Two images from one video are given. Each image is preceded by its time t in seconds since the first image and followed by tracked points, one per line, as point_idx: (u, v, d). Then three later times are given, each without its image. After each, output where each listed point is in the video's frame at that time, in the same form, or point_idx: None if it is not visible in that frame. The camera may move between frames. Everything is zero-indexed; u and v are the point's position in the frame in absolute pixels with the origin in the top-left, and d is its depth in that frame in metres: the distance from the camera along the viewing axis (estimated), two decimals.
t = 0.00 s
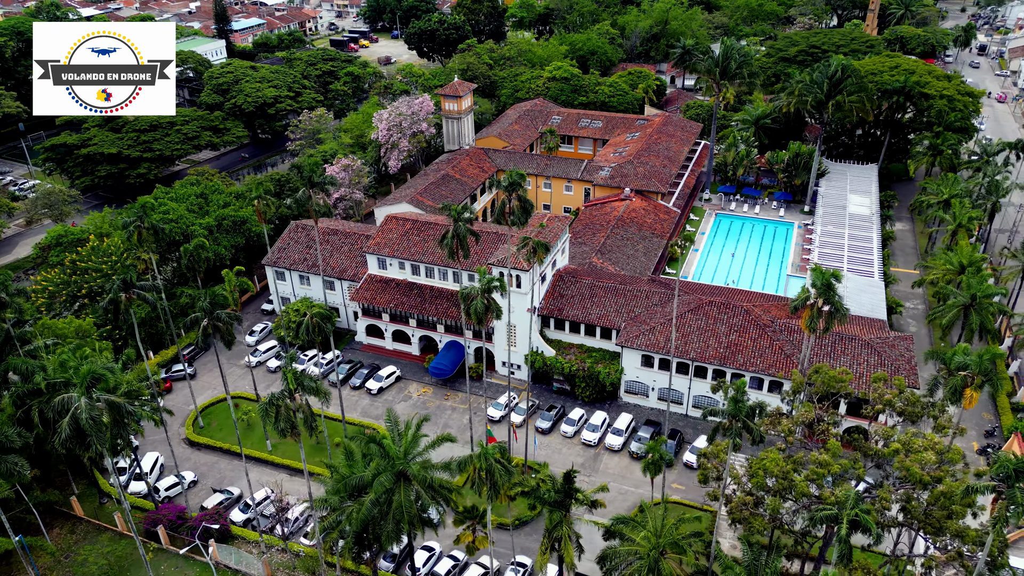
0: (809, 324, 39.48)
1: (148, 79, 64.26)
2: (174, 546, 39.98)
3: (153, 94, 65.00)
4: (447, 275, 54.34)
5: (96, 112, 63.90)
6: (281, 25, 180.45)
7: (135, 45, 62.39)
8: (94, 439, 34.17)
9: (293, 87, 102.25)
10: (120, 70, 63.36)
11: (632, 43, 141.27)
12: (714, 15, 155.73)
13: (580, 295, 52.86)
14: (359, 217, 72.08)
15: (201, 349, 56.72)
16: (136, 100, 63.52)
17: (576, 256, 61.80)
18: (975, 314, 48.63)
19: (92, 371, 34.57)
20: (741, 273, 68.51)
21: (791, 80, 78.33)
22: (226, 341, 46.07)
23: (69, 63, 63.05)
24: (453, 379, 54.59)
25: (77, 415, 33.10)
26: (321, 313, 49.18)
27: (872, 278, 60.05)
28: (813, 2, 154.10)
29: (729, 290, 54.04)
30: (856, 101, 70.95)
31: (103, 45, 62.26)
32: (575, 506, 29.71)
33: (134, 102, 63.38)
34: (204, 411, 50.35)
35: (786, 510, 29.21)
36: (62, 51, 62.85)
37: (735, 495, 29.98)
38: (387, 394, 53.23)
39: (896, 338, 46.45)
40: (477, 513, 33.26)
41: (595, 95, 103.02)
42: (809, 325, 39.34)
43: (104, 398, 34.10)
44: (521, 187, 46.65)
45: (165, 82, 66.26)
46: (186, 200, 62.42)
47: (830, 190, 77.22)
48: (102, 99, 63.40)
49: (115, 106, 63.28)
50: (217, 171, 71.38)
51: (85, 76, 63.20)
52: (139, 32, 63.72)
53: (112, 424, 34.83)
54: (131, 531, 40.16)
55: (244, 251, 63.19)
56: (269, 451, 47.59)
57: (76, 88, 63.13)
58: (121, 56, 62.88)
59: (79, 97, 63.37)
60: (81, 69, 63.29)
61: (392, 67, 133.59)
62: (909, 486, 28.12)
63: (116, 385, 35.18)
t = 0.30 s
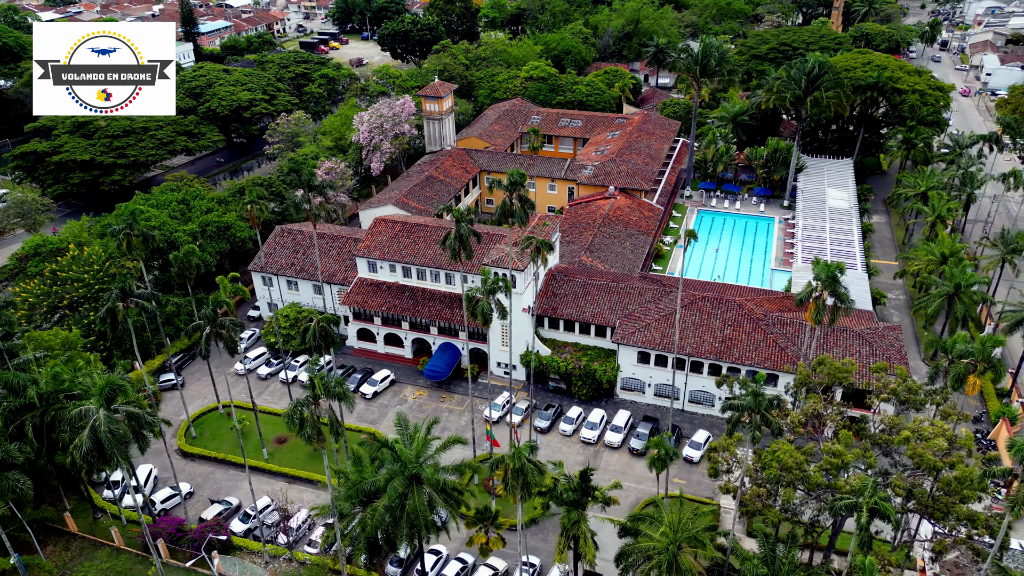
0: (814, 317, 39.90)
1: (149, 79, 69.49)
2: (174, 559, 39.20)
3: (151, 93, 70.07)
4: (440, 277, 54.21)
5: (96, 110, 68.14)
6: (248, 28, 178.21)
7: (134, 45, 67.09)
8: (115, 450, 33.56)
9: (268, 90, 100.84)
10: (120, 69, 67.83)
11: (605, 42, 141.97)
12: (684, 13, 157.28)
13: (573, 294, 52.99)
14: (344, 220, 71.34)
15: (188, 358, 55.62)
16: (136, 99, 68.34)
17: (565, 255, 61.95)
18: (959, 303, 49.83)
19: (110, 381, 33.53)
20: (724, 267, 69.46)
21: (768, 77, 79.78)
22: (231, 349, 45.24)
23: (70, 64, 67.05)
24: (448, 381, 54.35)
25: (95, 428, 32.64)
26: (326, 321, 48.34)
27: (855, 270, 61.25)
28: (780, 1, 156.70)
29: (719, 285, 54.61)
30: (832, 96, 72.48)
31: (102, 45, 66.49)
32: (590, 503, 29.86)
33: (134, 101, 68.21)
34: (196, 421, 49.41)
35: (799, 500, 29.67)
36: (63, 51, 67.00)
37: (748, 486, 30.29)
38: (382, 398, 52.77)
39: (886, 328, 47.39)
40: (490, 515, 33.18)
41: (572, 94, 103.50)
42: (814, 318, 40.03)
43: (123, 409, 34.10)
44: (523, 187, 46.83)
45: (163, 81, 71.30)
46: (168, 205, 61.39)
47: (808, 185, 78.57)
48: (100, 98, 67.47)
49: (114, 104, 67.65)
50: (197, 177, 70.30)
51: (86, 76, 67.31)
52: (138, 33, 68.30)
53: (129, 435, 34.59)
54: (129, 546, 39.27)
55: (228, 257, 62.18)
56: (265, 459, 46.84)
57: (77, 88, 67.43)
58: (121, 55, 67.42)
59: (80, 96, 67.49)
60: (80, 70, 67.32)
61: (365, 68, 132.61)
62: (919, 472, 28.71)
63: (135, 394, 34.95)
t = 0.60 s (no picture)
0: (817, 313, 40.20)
1: (147, 77, 74.85)
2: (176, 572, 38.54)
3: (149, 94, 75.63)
4: (434, 279, 53.92)
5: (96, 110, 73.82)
6: (216, 31, 175.39)
7: (134, 45, 72.53)
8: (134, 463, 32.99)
9: (243, 93, 99.26)
10: (119, 67, 73.08)
11: (579, 42, 142.29)
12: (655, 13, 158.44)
13: (567, 293, 53.10)
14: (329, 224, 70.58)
15: (176, 367, 54.48)
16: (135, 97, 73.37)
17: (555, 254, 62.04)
18: (944, 293, 51.02)
19: (131, 392, 33.08)
20: (710, 263, 70.20)
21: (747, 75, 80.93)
22: (238, 357, 44.29)
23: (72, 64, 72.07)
24: (443, 383, 54.10)
25: (117, 439, 32.09)
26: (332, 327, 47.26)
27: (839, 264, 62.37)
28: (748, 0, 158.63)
29: (709, 281, 55.17)
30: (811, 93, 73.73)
31: (102, 44, 71.66)
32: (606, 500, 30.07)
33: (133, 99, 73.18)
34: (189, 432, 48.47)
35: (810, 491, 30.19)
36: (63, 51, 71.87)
37: (761, 479, 30.74)
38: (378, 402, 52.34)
39: (876, 319, 48.37)
40: (503, 516, 33.17)
41: (551, 94, 103.77)
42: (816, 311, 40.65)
43: (142, 420, 33.51)
44: (524, 187, 47.08)
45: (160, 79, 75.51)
46: (151, 212, 60.25)
47: (787, 180, 79.78)
48: (101, 98, 73.28)
49: (113, 102, 72.23)
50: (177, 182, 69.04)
51: (86, 76, 73.05)
52: (138, 33, 72.92)
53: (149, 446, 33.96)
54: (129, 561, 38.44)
55: (213, 264, 61.11)
56: (263, 468, 46.19)
57: (77, 87, 73.09)
58: (120, 55, 73.12)
59: (80, 95, 72.76)
60: (83, 77, 74.22)
61: (339, 70, 131.36)
62: (926, 459, 29.42)
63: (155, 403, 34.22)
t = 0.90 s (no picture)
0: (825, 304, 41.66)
1: (148, 77, 72.70)
2: None
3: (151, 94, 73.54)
4: (429, 281, 53.65)
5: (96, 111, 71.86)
6: (185, 33, 172.39)
7: (135, 45, 69.50)
8: (154, 475, 32.64)
9: (219, 97, 97.88)
10: (120, 68, 70.58)
11: (554, 41, 142.48)
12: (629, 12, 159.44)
13: (562, 292, 53.21)
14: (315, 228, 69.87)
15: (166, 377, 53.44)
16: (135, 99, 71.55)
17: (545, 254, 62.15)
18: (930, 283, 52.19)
19: (156, 403, 32.10)
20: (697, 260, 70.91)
21: (727, 72, 81.93)
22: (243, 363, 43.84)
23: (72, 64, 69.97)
24: (439, 386, 53.87)
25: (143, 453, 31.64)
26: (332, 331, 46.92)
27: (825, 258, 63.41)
28: None
29: (701, 277, 55.73)
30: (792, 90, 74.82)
31: (103, 45, 68.93)
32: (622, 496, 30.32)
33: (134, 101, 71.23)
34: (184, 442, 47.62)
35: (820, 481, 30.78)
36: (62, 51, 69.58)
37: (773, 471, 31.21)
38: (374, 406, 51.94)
39: (867, 311, 49.31)
40: (518, 515, 33.26)
41: (530, 94, 103.95)
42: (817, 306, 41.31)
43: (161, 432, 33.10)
44: (527, 187, 47.19)
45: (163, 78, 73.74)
46: (136, 219, 59.07)
47: (769, 176, 80.91)
48: (101, 98, 71.17)
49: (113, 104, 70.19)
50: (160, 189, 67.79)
51: (85, 76, 70.80)
52: (139, 33, 70.36)
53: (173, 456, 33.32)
54: None
55: (200, 270, 60.06)
56: (262, 477, 45.61)
57: (76, 87, 70.78)
58: (121, 55, 69.99)
59: (80, 96, 70.79)
60: (80, 71, 70.90)
61: (314, 72, 129.98)
62: (932, 446, 30.14)
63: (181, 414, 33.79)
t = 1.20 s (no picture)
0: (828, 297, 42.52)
1: (149, 78, 73.05)
2: None
3: (151, 93, 74.10)
4: (426, 283, 53.41)
5: (95, 110, 72.39)
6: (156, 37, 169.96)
7: (134, 45, 69.65)
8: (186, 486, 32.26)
9: (198, 101, 96.54)
10: (121, 68, 71.39)
11: (532, 41, 142.56)
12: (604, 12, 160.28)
13: (560, 291, 53.32)
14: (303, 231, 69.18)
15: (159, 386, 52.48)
16: (135, 98, 72.39)
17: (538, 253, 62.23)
18: (919, 275, 53.30)
19: (187, 409, 31.27)
20: (686, 256, 71.57)
21: (710, 70, 82.75)
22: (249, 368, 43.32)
23: (73, 64, 70.67)
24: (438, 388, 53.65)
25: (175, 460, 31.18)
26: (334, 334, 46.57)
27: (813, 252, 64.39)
28: None
29: (695, 273, 56.21)
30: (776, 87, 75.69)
31: (105, 46, 69.96)
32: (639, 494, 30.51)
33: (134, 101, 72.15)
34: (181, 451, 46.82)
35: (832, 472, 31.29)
36: (62, 51, 70.38)
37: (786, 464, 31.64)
38: (373, 410, 51.55)
39: (860, 304, 50.18)
40: (534, 515, 33.27)
41: (513, 94, 104.06)
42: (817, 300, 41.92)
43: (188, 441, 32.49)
44: (529, 186, 47.24)
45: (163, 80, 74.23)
46: (124, 226, 57.95)
47: (753, 172, 81.94)
48: (100, 98, 71.77)
49: (113, 104, 70.69)
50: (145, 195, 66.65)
51: (85, 76, 71.27)
52: (140, 34, 70.73)
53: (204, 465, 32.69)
54: None
55: (190, 276, 59.11)
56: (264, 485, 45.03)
57: (77, 87, 71.30)
58: (120, 55, 70.83)
59: (79, 95, 71.55)
60: (80, 70, 71.62)
61: (291, 75, 128.69)
62: (939, 435, 30.77)
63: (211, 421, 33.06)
